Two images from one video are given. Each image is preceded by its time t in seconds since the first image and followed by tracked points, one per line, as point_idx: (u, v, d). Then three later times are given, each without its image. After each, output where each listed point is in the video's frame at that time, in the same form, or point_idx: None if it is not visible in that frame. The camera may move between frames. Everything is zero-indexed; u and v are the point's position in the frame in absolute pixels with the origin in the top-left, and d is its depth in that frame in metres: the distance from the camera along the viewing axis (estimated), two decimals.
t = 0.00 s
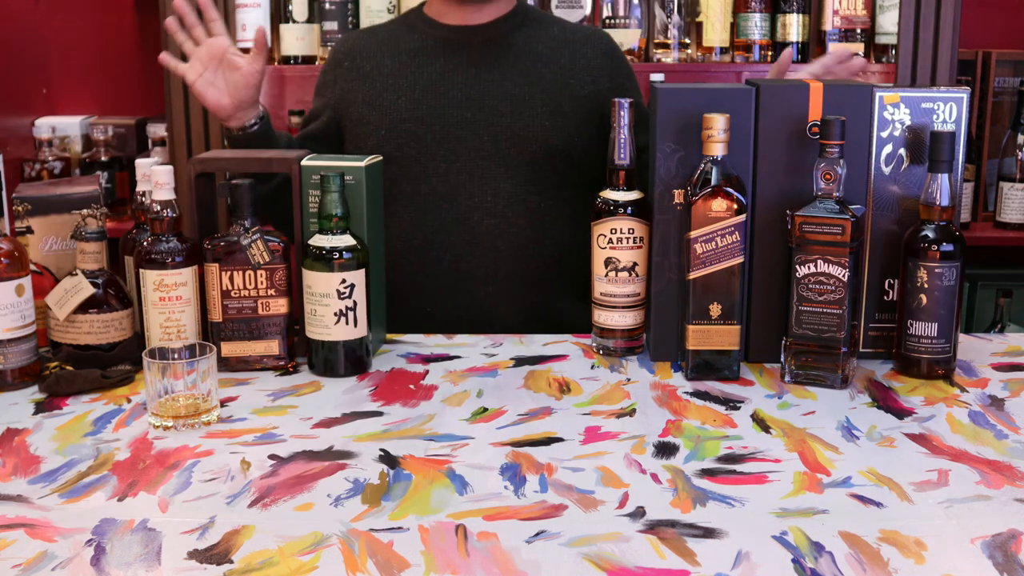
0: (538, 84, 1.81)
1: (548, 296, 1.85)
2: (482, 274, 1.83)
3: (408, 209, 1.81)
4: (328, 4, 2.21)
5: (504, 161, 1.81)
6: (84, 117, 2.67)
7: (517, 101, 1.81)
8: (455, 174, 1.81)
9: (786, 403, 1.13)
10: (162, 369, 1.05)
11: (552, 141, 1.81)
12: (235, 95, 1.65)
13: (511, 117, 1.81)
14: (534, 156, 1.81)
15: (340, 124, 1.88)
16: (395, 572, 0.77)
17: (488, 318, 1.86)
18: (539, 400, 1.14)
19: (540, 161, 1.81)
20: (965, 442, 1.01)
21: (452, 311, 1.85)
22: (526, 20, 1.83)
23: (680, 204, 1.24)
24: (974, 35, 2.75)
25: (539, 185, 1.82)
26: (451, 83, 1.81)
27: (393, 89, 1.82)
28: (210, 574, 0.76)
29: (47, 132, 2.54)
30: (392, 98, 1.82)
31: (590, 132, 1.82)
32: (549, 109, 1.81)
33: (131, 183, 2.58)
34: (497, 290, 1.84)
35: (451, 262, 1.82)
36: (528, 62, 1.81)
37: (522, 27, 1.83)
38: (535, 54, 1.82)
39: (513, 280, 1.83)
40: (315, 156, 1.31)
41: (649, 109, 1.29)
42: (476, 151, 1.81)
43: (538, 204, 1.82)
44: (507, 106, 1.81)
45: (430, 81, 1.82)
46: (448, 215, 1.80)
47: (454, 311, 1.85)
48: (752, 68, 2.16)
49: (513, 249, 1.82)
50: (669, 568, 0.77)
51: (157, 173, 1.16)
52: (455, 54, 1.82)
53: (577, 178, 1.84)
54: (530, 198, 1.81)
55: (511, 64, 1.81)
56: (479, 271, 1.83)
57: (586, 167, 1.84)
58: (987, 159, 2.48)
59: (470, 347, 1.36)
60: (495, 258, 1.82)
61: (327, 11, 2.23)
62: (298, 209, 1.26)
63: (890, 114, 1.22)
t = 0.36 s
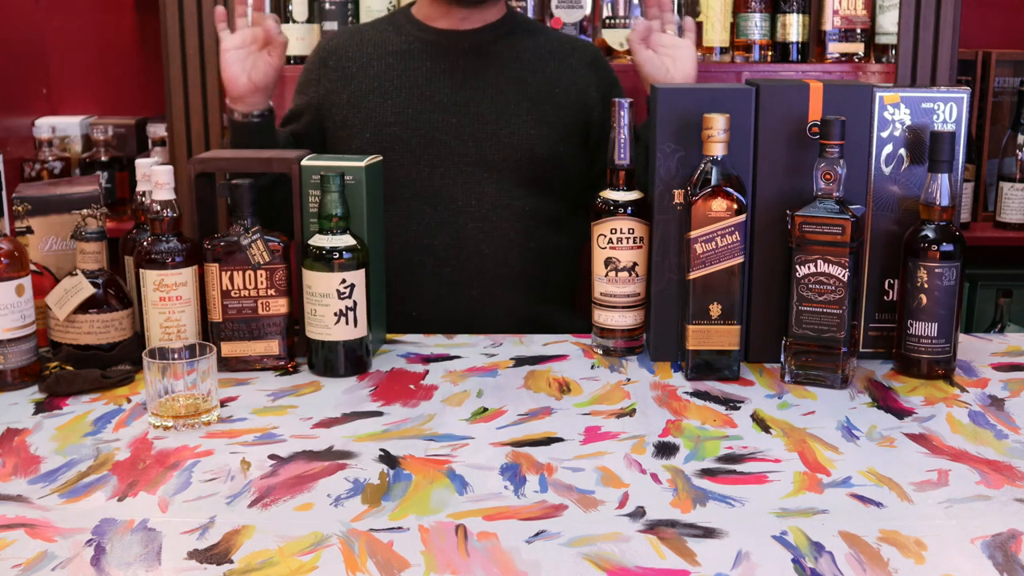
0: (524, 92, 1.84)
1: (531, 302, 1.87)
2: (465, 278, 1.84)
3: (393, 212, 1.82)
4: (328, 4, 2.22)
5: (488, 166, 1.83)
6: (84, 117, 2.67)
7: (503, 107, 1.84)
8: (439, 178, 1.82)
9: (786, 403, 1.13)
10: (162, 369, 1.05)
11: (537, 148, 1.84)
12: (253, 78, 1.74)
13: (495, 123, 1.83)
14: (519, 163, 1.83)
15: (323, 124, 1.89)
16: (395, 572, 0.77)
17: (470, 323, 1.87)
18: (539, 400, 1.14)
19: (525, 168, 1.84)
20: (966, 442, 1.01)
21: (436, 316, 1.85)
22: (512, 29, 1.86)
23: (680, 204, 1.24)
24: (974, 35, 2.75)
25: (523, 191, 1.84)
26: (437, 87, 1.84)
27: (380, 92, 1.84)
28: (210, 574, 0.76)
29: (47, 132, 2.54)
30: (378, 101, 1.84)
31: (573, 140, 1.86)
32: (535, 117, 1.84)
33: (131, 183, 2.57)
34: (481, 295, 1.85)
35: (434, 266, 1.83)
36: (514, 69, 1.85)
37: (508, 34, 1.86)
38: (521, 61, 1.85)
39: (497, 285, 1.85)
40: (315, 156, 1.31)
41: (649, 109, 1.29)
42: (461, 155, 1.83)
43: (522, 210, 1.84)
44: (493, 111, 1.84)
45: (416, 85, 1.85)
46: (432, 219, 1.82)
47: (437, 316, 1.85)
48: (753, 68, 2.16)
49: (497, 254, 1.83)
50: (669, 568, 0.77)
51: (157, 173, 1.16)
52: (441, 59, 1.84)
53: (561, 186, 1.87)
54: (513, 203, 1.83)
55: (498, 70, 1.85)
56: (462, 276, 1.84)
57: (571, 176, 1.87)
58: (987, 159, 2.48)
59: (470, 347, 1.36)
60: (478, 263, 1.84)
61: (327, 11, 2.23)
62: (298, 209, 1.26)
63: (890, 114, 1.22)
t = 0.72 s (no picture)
0: (503, 100, 1.85)
1: (499, 310, 1.90)
2: (435, 282, 1.86)
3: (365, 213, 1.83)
4: (329, 4, 2.21)
5: (464, 172, 1.84)
6: (84, 117, 2.67)
7: (482, 114, 1.84)
8: (415, 181, 1.84)
9: (786, 403, 1.13)
10: (162, 369, 1.05)
11: (513, 159, 1.85)
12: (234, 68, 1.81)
13: (474, 129, 1.84)
14: (495, 171, 1.85)
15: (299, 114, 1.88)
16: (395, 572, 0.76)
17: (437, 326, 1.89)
18: (539, 400, 1.14)
19: (499, 178, 1.85)
20: (965, 442, 1.01)
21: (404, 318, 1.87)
22: (497, 34, 1.87)
23: (680, 204, 1.24)
24: (974, 35, 2.75)
25: (497, 200, 1.86)
26: (416, 89, 1.84)
27: (357, 90, 1.84)
28: (210, 574, 0.76)
29: (47, 132, 2.54)
30: (355, 98, 1.84)
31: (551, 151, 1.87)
32: (513, 127, 1.85)
33: (131, 183, 2.57)
34: (449, 299, 1.87)
35: (405, 268, 1.85)
36: (495, 76, 1.85)
37: (492, 40, 1.86)
38: (504, 67, 1.86)
39: (466, 291, 1.87)
40: (315, 156, 1.31)
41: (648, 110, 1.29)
42: (437, 160, 1.84)
43: (495, 218, 1.86)
44: (472, 117, 1.84)
45: (395, 85, 1.84)
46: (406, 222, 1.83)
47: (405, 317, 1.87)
48: (753, 68, 2.16)
49: (467, 260, 1.86)
50: (669, 568, 0.77)
51: (157, 173, 1.16)
52: (422, 60, 1.84)
53: (535, 197, 1.89)
54: (487, 211, 1.85)
55: (479, 75, 1.85)
56: (431, 280, 1.86)
57: (546, 188, 1.89)
58: (987, 159, 2.48)
59: (470, 347, 1.36)
60: (448, 269, 1.86)
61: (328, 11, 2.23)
62: (298, 209, 1.26)
63: (890, 114, 1.22)
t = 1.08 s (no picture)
0: (502, 107, 1.85)
1: (500, 319, 1.87)
2: (436, 292, 1.83)
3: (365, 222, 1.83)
4: (329, 4, 2.22)
5: (464, 180, 1.84)
6: (85, 117, 2.67)
7: (481, 121, 1.85)
8: (415, 188, 1.84)
9: (786, 402, 1.13)
10: (162, 369, 1.05)
11: (513, 166, 1.85)
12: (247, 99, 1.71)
13: (473, 135, 1.85)
14: (495, 179, 1.85)
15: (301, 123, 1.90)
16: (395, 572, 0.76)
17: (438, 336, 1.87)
18: (539, 400, 1.14)
19: (499, 185, 1.85)
20: (966, 442, 1.01)
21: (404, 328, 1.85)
22: (496, 40, 1.87)
23: (680, 204, 1.24)
24: (974, 35, 2.75)
25: (497, 207, 1.85)
26: (415, 96, 1.85)
27: (358, 100, 1.86)
28: (210, 574, 0.76)
29: (47, 131, 2.54)
30: (355, 107, 1.85)
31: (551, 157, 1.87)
32: (512, 134, 1.85)
33: (131, 183, 2.57)
34: (450, 309, 1.85)
35: (406, 278, 1.82)
36: (494, 81, 1.86)
37: (492, 45, 1.87)
38: (502, 73, 1.86)
39: (466, 299, 1.85)
40: (315, 156, 1.31)
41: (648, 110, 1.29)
42: (437, 167, 1.84)
43: (495, 226, 1.85)
44: (471, 124, 1.85)
45: (395, 93, 1.85)
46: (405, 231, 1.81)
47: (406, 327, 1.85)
48: (753, 68, 2.17)
49: (467, 268, 1.84)
50: (669, 568, 0.77)
51: (157, 173, 1.16)
52: (422, 66, 1.85)
53: (535, 204, 1.89)
54: (487, 218, 1.84)
55: (477, 82, 1.85)
56: (432, 290, 1.83)
57: (545, 195, 1.89)
58: (987, 159, 2.48)
59: (470, 346, 1.36)
60: (448, 278, 1.84)
61: (328, 11, 2.23)
62: (298, 209, 1.26)
63: (889, 114, 1.22)
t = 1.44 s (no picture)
0: (515, 99, 1.85)
1: (519, 310, 1.90)
2: (456, 286, 1.86)
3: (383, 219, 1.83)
4: (329, 4, 2.22)
5: (479, 174, 1.84)
6: (84, 117, 2.67)
7: (494, 114, 1.85)
8: (431, 184, 1.84)
9: (786, 403, 1.13)
10: (161, 369, 1.05)
11: (527, 158, 1.85)
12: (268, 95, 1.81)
13: (487, 129, 1.84)
14: (509, 172, 1.85)
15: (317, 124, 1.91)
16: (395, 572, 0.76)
17: (460, 329, 1.89)
18: (539, 400, 1.14)
19: (514, 178, 1.85)
20: (966, 442, 1.01)
21: (427, 323, 1.88)
22: (506, 31, 1.86)
23: (680, 204, 1.24)
24: (974, 35, 2.75)
25: (513, 200, 1.86)
26: (427, 92, 1.85)
27: (370, 96, 1.85)
28: (210, 574, 0.76)
29: (47, 132, 2.54)
30: (368, 103, 1.85)
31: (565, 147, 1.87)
32: (525, 126, 1.85)
33: (131, 183, 2.57)
34: (470, 302, 1.87)
35: (425, 273, 1.85)
36: (506, 73, 1.85)
37: (502, 36, 1.86)
38: (513, 65, 1.85)
39: (487, 293, 1.87)
40: (315, 156, 1.31)
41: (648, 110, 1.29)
42: (451, 163, 1.84)
43: (512, 219, 1.86)
44: (484, 118, 1.85)
45: (408, 89, 1.85)
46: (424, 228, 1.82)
47: (428, 321, 1.88)
48: (753, 68, 2.17)
49: (486, 262, 1.85)
50: (669, 568, 0.77)
51: (157, 173, 1.16)
52: (432, 61, 1.85)
53: (550, 195, 1.89)
54: (504, 211, 1.85)
55: (489, 74, 1.85)
56: (453, 284, 1.85)
57: (560, 185, 1.89)
58: (987, 159, 2.48)
59: (470, 347, 1.36)
60: (468, 272, 1.86)
61: (328, 11, 2.23)
62: (298, 209, 1.26)
63: (889, 114, 1.22)
